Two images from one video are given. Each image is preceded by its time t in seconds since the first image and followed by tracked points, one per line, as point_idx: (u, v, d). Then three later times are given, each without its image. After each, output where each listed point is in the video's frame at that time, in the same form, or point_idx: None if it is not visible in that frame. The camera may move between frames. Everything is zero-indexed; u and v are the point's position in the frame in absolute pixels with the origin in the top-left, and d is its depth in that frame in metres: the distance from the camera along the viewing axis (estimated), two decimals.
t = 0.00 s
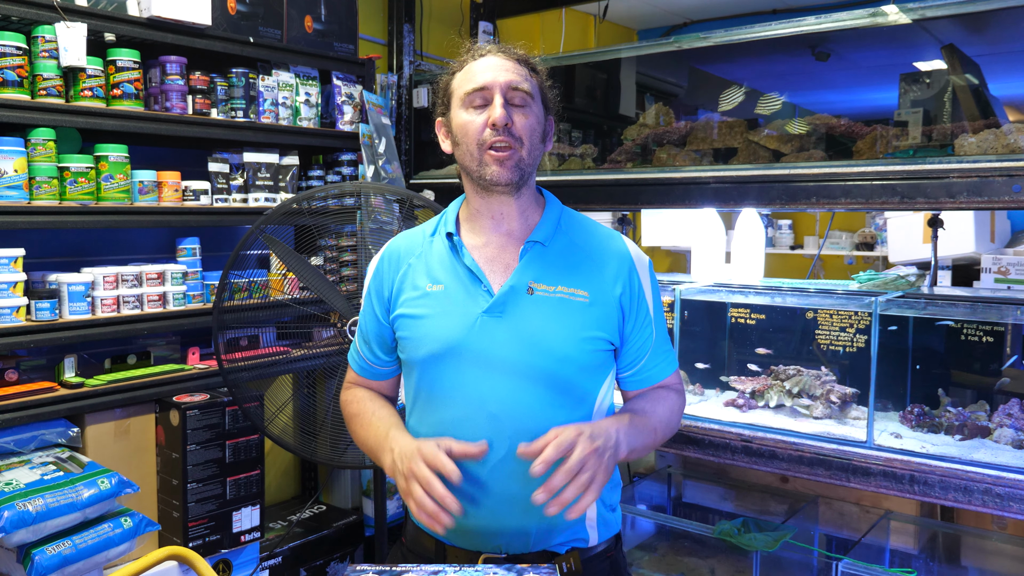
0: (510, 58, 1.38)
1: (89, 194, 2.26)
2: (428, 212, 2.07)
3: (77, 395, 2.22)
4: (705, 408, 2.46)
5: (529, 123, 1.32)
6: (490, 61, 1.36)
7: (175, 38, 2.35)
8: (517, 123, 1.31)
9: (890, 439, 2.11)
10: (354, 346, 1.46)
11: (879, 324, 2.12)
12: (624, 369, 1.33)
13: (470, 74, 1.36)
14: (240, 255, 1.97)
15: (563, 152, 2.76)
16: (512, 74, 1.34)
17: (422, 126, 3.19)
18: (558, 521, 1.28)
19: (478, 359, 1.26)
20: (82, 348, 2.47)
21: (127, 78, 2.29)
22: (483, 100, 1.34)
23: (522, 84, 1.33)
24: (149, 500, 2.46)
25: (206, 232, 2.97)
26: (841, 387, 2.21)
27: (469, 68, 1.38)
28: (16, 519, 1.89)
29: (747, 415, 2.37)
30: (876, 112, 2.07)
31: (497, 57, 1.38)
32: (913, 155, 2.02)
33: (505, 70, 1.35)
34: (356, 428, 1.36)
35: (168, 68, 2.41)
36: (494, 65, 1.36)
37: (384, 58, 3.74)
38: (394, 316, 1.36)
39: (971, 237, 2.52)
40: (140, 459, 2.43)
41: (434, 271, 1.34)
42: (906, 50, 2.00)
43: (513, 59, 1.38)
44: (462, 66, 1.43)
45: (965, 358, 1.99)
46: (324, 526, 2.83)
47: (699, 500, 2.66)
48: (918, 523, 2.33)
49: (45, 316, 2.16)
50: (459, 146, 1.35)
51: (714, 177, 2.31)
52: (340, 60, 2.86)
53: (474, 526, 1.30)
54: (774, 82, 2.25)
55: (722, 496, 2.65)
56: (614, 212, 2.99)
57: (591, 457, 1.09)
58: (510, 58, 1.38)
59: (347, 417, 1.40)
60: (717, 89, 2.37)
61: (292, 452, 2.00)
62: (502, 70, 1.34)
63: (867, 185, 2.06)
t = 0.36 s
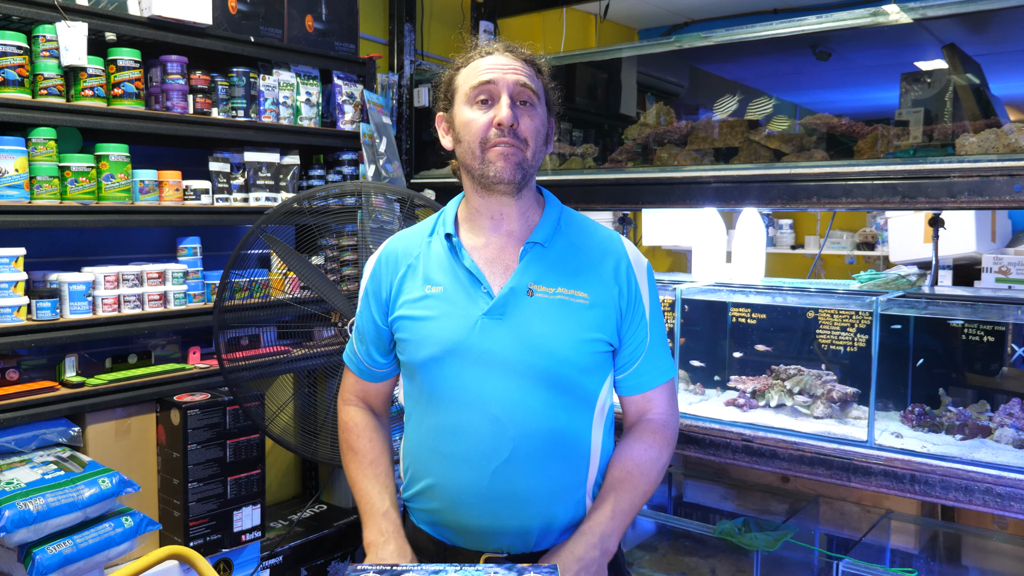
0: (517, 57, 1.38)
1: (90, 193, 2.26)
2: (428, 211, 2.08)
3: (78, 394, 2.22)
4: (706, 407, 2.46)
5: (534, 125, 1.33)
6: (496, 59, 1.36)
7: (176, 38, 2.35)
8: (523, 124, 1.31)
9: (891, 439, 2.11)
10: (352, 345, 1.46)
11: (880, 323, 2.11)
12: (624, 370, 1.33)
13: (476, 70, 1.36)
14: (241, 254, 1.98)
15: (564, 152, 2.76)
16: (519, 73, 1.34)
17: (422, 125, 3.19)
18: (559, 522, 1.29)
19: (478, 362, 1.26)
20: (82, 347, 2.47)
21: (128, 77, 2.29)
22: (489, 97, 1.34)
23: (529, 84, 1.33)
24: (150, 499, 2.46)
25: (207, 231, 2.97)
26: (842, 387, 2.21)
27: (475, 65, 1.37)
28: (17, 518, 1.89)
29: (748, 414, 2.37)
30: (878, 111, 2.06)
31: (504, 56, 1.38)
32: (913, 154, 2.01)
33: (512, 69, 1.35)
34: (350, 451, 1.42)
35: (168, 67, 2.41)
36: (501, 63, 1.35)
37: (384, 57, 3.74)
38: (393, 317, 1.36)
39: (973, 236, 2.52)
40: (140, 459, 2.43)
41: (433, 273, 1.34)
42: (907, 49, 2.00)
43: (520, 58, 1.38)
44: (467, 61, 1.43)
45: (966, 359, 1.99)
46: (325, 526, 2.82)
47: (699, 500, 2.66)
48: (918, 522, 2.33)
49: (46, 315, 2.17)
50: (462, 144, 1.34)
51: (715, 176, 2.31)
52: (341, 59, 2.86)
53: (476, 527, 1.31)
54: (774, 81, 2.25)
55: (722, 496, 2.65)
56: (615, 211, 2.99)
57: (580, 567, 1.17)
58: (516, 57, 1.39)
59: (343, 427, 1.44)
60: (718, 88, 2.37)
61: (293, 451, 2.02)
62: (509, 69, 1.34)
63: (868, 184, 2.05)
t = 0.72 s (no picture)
0: (512, 58, 1.38)
1: (92, 193, 2.27)
2: (429, 211, 2.07)
3: (80, 394, 2.22)
4: (707, 407, 2.46)
5: (528, 128, 1.32)
6: (491, 60, 1.36)
7: (177, 37, 2.35)
8: (517, 127, 1.31)
9: (894, 439, 2.12)
10: (351, 345, 1.47)
11: (882, 324, 2.11)
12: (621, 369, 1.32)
13: (471, 71, 1.36)
14: (243, 253, 1.97)
15: (565, 151, 2.75)
16: (514, 75, 1.34)
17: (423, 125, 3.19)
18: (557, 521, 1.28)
19: (473, 361, 1.26)
20: (84, 347, 2.48)
21: (130, 77, 2.29)
22: (483, 99, 1.34)
23: (524, 85, 1.33)
24: (152, 498, 2.46)
25: (209, 231, 2.97)
26: (844, 387, 2.20)
27: (470, 66, 1.37)
28: (19, 517, 1.90)
29: (750, 414, 2.37)
30: (880, 111, 2.06)
31: (499, 57, 1.37)
32: (914, 154, 2.01)
33: (506, 70, 1.34)
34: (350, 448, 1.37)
35: (170, 66, 2.41)
36: (496, 65, 1.35)
37: (386, 57, 3.74)
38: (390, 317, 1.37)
39: (975, 236, 2.51)
40: (142, 458, 2.43)
41: (430, 272, 1.34)
42: (909, 49, 2.00)
43: (515, 59, 1.38)
44: (463, 62, 1.43)
45: (968, 359, 1.98)
46: (326, 526, 2.83)
47: (700, 499, 2.65)
48: (920, 523, 2.30)
49: (48, 315, 2.17)
50: (457, 147, 1.35)
51: (716, 176, 2.31)
52: (343, 59, 2.87)
53: (473, 526, 1.30)
54: (775, 81, 2.25)
55: (724, 496, 2.64)
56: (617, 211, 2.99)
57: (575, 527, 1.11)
58: (511, 58, 1.38)
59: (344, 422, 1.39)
60: (720, 88, 2.36)
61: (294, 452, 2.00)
62: (503, 71, 1.34)
63: (869, 184, 2.05)
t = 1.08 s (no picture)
0: (504, 54, 1.39)
1: (95, 192, 2.27)
2: (432, 209, 2.08)
3: (84, 392, 2.23)
4: (711, 406, 2.46)
5: (526, 120, 1.32)
6: (484, 58, 1.37)
7: (180, 37, 2.35)
8: (514, 119, 1.31)
9: (897, 437, 2.10)
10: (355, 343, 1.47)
11: (886, 322, 2.11)
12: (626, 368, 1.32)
13: (465, 71, 1.37)
14: (245, 253, 2.00)
15: (568, 150, 2.75)
16: (506, 70, 1.34)
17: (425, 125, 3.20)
18: (561, 522, 1.27)
19: (478, 358, 1.27)
20: (88, 346, 2.48)
21: (132, 76, 2.30)
22: (478, 96, 1.34)
23: (517, 80, 1.33)
24: (155, 497, 2.47)
25: (212, 230, 2.98)
26: (847, 385, 2.21)
27: (463, 66, 1.38)
28: (23, 516, 1.90)
29: (753, 413, 2.36)
30: (883, 109, 2.06)
31: (491, 54, 1.38)
32: (917, 152, 2.01)
33: (499, 66, 1.35)
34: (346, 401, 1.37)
35: (173, 66, 2.41)
36: (489, 62, 1.36)
37: (389, 56, 3.74)
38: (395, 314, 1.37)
39: (979, 235, 2.51)
40: (145, 457, 2.44)
41: (435, 269, 1.35)
42: (913, 47, 1.99)
43: (506, 55, 1.39)
44: (455, 64, 1.43)
45: (971, 358, 2.00)
46: (329, 524, 2.82)
47: (703, 498, 2.65)
48: (923, 522, 2.32)
49: (52, 314, 2.18)
50: (457, 146, 1.35)
51: (720, 174, 2.31)
52: (346, 58, 2.87)
53: (476, 525, 1.29)
54: (779, 80, 2.24)
55: (727, 495, 2.64)
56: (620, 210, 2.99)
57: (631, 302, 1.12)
58: (504, 54, 1.39)
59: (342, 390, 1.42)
60: (723, 87, 2.35)
61: (297, 450, 2.00)
62: (496, 67, 1.35)
63: (873, 183, 2.05)
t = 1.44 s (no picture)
0: (505, 52, 1.40)
1: (97, 191, 2.28)
2: (433, 208, 2.09)
3: (85, 391, 2.23)
4: (712, 405, 2.45)
5: (527, 114, 1.32)
6: (486, 55, 1.38)
7: (182, 36, 2.35)
8: (515, 115, 1.31)
9: (898, 437, 2.09)
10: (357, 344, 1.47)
11: (887, 322, 2.10)
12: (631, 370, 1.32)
13: (466, 68, 1.37)
14: (247, 251, 2.00)
15: (569, 150, 2.75)
16: (507, 67, 1.35)
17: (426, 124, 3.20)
18: (563, 524, 1.27)
19: (482, 361, 1.27)
20: (89, 345, 2.48)
21: (134, 75, 2.30)
22: (479, 93, 1.34)
23: (518, 77, 1.34)
24: (156, 496, 2.47)
25: (213, 229, 2.98)
26: (848, 385, 2.21)
27: (464, 64, 1.39)
28: (24, 514, 1.91)
29: (754, 412, 2.36)
30: (884, 109, 2.06)
31: (492, 52, 1.39)
32: (918, 152, 2.02)
33: (500, 63, 1.36)
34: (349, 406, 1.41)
35: (175, 65, 2.41)
36: (490, 59, 1.37)
37: (390, 55, 3.74)
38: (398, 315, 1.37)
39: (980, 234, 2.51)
40: (146, 456, 2.44)
41: (438, 271, 1.35)
42: (914, 46, 1.99)
43: (507, 53, 1.40)
44: (456, 65, 1.44)
45: (971, 358, 2.00)
46: (330, 523, 2.82)
47: (704, 498, 2.65)
48: (924, 522, 2.33)
49: (53, 312, 2.18)
50: (457, 144, 1.35)
51: (721, 174, 2.31)
52: (347, 57, 2.87)
53: (478, 526, 1.29)
54: (780, 79, 2.25)
55: (728, 494, 2.64)
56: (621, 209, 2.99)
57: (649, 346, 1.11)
58: (505, 51, 1.40)
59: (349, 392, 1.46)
60: (724, 86, 2.35)
61: (298, 449, 1.99)
62: (497, 64, 1.35)
63: (873, 182, 2.05)
